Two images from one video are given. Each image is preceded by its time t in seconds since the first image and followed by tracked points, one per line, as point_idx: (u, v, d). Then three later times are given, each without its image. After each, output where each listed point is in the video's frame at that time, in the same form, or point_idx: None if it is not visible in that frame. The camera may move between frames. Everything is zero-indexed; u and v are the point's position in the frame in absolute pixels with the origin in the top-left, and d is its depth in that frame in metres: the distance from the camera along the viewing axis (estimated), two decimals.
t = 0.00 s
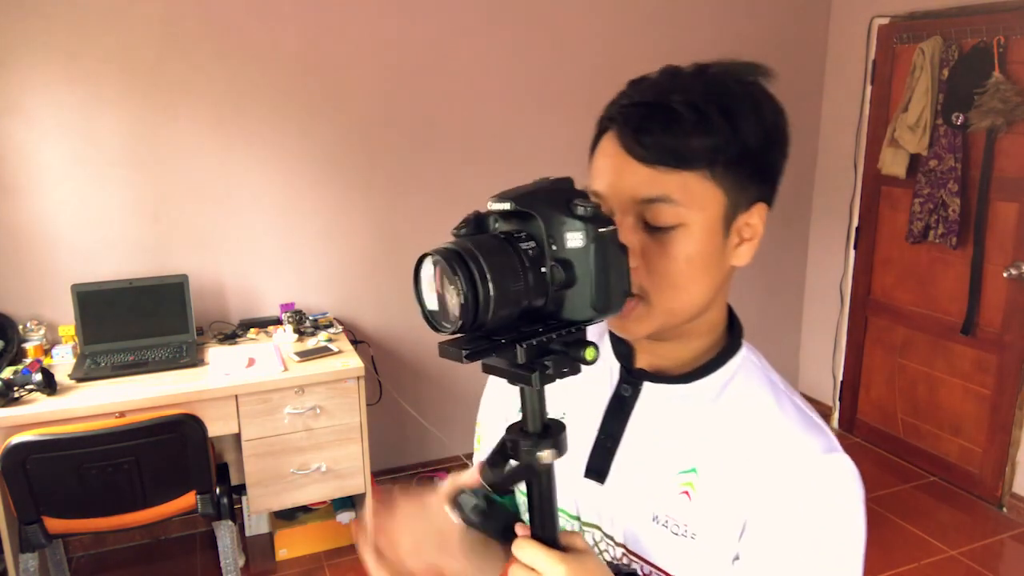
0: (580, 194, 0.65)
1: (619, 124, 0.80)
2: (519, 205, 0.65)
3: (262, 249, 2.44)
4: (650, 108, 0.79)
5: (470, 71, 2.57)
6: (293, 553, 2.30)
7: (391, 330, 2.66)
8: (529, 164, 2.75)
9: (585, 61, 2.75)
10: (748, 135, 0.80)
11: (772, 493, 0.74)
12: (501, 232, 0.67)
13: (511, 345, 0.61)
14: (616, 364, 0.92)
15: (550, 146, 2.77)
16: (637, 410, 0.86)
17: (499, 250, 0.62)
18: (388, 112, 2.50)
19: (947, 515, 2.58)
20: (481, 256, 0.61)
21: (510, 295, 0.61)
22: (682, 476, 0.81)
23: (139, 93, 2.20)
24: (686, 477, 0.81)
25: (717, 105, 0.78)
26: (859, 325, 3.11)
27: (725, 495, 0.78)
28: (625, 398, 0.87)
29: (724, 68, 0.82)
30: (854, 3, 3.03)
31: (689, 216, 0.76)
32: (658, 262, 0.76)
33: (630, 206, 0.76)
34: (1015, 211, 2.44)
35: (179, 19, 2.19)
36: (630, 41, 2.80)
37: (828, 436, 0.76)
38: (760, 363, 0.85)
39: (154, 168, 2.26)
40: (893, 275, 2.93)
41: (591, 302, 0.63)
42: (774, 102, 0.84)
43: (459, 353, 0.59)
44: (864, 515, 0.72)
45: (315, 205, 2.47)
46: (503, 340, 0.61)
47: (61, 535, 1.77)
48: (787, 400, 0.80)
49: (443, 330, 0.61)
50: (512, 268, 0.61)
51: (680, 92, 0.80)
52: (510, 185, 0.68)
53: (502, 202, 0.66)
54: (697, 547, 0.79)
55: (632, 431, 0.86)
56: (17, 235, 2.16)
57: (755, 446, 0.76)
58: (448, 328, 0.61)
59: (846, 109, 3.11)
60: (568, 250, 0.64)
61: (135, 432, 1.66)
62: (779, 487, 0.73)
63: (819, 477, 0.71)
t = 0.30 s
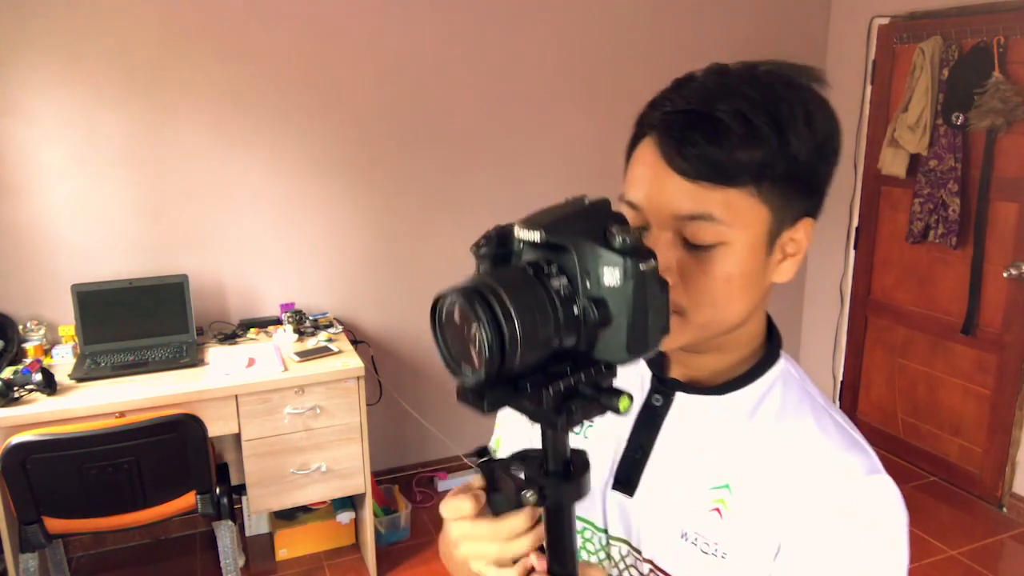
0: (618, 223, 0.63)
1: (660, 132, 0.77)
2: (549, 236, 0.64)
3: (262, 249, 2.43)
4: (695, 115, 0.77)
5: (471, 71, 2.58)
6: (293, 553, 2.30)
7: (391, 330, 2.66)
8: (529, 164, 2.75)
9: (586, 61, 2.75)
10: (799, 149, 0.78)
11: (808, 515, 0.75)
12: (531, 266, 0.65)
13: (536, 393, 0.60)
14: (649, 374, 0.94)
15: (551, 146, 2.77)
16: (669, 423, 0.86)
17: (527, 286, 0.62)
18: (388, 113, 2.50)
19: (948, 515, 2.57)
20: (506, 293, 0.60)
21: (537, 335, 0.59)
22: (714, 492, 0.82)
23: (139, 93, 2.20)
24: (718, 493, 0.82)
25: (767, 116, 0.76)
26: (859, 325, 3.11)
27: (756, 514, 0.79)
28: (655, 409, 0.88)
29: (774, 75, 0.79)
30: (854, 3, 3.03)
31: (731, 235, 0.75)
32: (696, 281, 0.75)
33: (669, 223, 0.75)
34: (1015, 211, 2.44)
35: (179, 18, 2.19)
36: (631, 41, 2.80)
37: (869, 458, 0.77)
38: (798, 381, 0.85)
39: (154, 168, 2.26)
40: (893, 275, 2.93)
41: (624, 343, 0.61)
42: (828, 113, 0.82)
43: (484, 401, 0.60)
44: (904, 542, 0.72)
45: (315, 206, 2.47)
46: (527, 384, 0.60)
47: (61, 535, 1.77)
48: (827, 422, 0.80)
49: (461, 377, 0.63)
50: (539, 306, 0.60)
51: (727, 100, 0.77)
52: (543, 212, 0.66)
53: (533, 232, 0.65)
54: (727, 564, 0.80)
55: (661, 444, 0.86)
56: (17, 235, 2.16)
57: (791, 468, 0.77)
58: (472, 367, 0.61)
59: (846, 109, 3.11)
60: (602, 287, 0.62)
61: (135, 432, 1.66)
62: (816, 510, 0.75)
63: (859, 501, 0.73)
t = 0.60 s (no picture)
0: (578, 272, 0.65)
1: (699, 136, 0.73)
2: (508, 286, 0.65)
3: (262, 249, 2.44)
4: (737, 117, 0.71)
5: (471, 71, 2.58)
6: (293, 553, 2.30)
7: (390, 330, 2.66)
8: (529, 165, 2.75)
9: (586, 62, 2.75)
10: (849, 160, 0.70)
11: (851, 548, 0.70)
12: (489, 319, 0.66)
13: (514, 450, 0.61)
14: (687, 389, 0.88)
15: (551, 146, 2.77)
16: (704, 438, 0.82)
17: (486, 343, 0.63)
18: (388, 113, 2.50)
19: (948, 515, 2.58)
20: (465, 354, 0.61)
21: (502, 396, 0.61)
22: (744, 518, 0.77)
23: (140, 93, 2.20)
24: (747, 520, 0.77)
25: (816, 121, 0.68)
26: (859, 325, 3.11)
27: (791, 542, 0.73)
28: (692, 423, 0.83)
29: (833, 75, 0.71)
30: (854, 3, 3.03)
31: (765, 247, 0.71)
32: (728, 295, 0.72)
33: (702, 232, 0.71)
34: (1015, 211, 2.44)
35: (179, 19, 2.19)
36: (631, 41, 2.81)
37: (924, 492, 0.71)
38: (848, 403, 0.79)
39: (154, 168, 2.26)
40: (893, 275, 2.93)
41: (601, 391, 0.64)
42: (888, 118, 0.73)
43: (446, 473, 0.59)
44: None
45: (316, 206, 2.47)
46: (498, 448, 0.61)
47: (61, 535, 1.77)
48: (878, 448, 0.74)
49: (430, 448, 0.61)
50: (503, 363, 0.62)
51: (774, 101, 0.70)
52: (497, 259, 0.67)
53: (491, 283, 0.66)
54: None
55: (693, 461, 0.81)
56: (17, 235, 2.16)
57: (834, 496, 0.72)
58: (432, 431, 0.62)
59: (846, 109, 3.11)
60: (568, 334, 0.64)
61: (135, 432, 1.66)
62: (860, 543, 0.69)
63: (913, 536, 0.67)
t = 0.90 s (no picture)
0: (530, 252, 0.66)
1: (739, 125, 0.76)
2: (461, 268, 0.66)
3: (262, 249, 2.43)
4: (773, 102, 0.75)
5: (471, 71, 2.57)
6: (293, 553, 2.30)
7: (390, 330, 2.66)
8: (529, 165, 2.75)
9: (586, 62, 2.75)
10: (879, 137, 0.77)
11: (857, 563, 0.70)
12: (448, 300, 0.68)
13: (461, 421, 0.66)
14: (694, 401, 0.88)
15: (552, 146, 2.77)
16: (711, 455, 0.82)
17: (438, 322, 0.66)
18: (388, 113, 2.50)
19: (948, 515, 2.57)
20: (415, 330, 0.64)
21: (447, 373, 0.64)
22: (745, 534, 0.78)
23: (140, 93, 2.20)
24: (748, 536, 0.77)
25: (849, 104, 0.74)
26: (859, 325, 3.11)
27: (795, 559, 0.74)
28: (698, 439, 0.83)
29: (848, 69, 0.77)
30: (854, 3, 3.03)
31: (823, 230, 0.75)
32: (797, 287, 0.74)
33: (767, 225, 0.74)
34: (1015, 211, 2.44)
35: (179, 19, 2.19)
36: (631, 41, 2.80)
37: (933, 502, 0.71)
38: (859, 410, 0.78)
39: (154, 168, 2.26)
40: (893, 275, 2.93)
41: (551, 370, 0.66)
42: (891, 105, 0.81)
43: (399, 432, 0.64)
44: None
45: (316, 206, 2.47)
46: (449, 416, 0.65)
47: (61, 535, 1.77)
48: (887, 459, 0.73)
49: (380, 409, 0.65)
50: (450, 342, 0.65)
51: (805, 88, 0.74)
52: (457, 239, 0.68)
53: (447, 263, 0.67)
54: None
55: (699, 478, 0.82)
56: (17, 235, 2.16)
57: (840, 510, 0.72)
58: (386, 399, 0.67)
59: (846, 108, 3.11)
60: (518, 314, 0.66)
61: (135, 431, 1.66)
62: (866, 560, 0.69)
63: (919, 552, 0.67)
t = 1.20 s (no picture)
0: (552, 172, 0.62)
1: (702, 124, 0.77)
2: (485, 183, 0.62)
3: (262, 250, 2.43)
4: (732, 101, 0.76)
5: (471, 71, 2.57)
6: (293, 553, 2.30)
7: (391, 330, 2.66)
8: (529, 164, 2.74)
9: (586, 62, 2.75)
10: (832, 131, 0.80)
11: (828, 522, 0.68)
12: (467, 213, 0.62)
13: (470, 332, 0.60)
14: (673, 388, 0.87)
15: (551, 146, 2.77)
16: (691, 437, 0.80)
17: (456, 233, 0.60)
18: (388, 113, 2.50)
19: (947, 515, 2.58)
20: (435, 239, 0.59)
21: (459, 283, 0.58)
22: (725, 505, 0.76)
23: (140, 93, 2.20)
24: (729, 506, 0.76)
25: (801, 101, 0.77)
26: (859, 325, 3.11)
27: (772, 529, 0.72)
28: (675, 423, 0.82)
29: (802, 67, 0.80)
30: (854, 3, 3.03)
31: (788, 221, 0.78)
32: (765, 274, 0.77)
33: (735, 218, 0.76)
34: (1015, 211, 2.44)
35: (179, 19, 2.19)
36: (631, 41, 2.80)
37: (904, 464, 0.69)
38: (830, 386, 0.77)
39: (154, 168, 2.26)
40: (893, 275, 2.93)
41: (561, 293, 0.60)
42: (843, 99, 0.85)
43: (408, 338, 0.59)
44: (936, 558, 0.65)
45: (316, 206, 2.47)
46: (459, 327, 0.60)
47: (61, 535, 1.77)
48: (858, 428, 0.73)
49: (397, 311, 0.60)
50: (467, 252, 0.59)
51: (760, 87, 0.77)
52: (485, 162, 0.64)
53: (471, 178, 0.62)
54: None
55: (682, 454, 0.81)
56: (17, 235, 2.16)
57: (809, 475, 0.71)
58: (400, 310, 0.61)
59: (847, 108, 3.11)
60: (534, 231, 0.60)
61: (136, 431, 1.66)
62: (837, 521, 0.68)
63: (886, 507, 0.65)
